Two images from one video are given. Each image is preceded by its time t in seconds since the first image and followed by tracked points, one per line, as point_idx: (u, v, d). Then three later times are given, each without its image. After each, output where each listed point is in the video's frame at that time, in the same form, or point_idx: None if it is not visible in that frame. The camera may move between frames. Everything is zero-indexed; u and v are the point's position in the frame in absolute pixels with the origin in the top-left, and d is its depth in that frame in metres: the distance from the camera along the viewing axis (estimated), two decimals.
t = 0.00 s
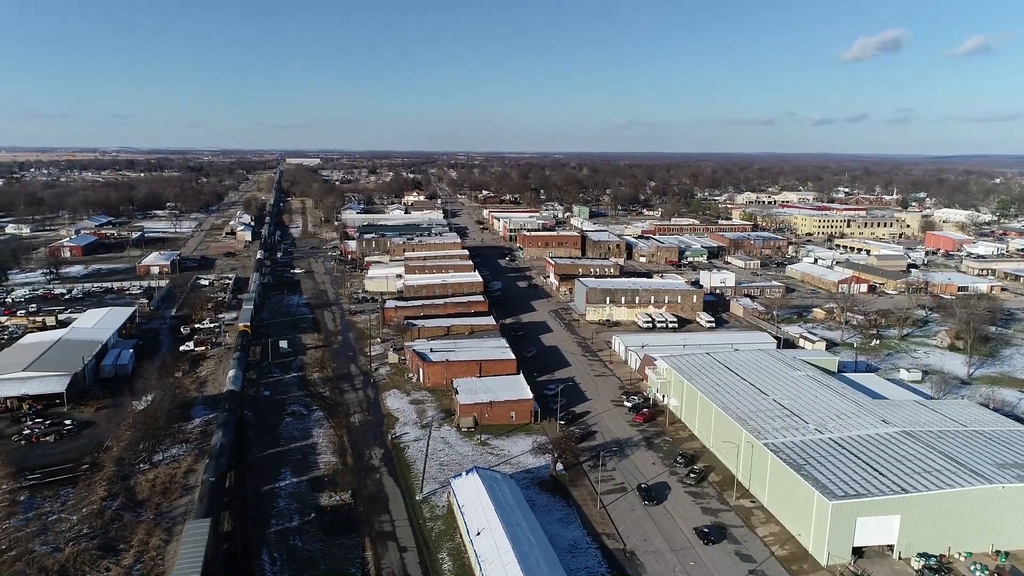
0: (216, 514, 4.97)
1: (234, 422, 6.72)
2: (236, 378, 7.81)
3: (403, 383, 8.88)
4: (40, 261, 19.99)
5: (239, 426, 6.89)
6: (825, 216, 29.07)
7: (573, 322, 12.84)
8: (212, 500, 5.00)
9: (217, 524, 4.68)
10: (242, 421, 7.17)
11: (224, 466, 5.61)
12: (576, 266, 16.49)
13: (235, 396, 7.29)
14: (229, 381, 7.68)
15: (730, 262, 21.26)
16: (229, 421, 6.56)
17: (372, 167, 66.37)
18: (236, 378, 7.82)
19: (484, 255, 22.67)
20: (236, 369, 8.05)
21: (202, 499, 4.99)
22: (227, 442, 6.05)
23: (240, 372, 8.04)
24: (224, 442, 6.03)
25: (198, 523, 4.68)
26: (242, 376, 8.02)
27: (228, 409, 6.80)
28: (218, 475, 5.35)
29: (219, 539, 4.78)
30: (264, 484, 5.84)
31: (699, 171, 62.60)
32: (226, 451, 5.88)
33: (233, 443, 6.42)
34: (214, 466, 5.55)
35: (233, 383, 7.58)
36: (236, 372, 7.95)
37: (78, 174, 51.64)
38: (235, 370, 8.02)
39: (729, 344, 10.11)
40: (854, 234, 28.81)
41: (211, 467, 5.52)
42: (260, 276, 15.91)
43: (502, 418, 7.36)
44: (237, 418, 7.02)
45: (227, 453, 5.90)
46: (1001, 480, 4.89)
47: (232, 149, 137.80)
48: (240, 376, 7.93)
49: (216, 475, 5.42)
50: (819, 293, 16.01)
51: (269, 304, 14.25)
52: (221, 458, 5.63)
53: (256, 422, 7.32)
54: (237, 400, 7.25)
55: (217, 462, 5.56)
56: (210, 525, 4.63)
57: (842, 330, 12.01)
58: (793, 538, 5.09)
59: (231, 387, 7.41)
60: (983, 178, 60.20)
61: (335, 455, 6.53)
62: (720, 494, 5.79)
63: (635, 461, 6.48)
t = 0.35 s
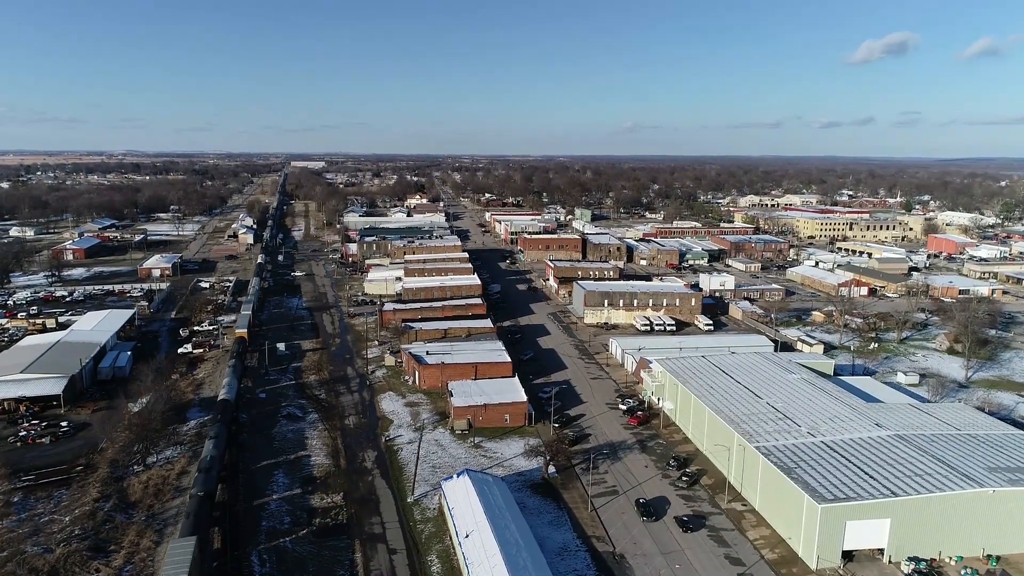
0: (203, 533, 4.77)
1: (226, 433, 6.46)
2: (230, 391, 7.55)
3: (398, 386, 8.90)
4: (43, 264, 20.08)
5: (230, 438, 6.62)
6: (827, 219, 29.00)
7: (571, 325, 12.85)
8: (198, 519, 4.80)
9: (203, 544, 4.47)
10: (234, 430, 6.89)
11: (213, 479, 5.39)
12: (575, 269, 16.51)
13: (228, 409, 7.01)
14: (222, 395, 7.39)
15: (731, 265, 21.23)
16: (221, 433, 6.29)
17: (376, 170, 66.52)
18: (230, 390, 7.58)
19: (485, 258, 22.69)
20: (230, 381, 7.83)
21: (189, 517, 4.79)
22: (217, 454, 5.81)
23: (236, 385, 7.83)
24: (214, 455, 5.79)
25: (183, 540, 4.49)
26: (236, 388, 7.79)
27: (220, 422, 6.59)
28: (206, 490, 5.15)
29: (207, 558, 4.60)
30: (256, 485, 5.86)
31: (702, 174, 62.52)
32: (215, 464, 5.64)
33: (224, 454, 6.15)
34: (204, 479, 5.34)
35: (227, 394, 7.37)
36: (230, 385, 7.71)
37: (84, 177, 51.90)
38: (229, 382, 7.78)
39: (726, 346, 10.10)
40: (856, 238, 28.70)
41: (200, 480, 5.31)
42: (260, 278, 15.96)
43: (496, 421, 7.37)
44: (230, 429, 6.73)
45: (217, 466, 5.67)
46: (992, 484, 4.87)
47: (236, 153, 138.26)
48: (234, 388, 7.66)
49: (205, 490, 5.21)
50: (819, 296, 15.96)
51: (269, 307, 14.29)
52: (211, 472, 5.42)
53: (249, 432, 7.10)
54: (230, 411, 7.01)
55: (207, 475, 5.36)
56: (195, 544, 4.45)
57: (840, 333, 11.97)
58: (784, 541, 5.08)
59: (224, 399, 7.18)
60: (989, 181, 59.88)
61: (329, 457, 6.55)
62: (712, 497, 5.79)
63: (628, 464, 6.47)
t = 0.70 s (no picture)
0: (188, 550, 4.63)
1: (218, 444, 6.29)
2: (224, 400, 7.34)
3: (394, 388, 8.91)
4: (44, 266, 20.16)
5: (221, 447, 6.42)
6: (829, 222, 28.96)
7: (568, 327, 12.85)
8: (184, 537, 4.65)
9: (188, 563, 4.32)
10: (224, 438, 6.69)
11: (201, 494, 5.25)
12: (574, 271, 16.52)
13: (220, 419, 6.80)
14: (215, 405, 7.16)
15: (731, 267, 21.22)
16: (212, 444, 6.11)
17: (380, 173, 66.71)
18: (224, 399, 7.38)
19: (485, 260, 22.72)
20: (224, 388, 7.64)
21: (174, 534, 4.66)
22: (206, 467, 5.65)
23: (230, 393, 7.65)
24: (203, 468, 5.62)
25: (166, 560, 4.34)
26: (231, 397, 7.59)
27: (212, 432, 6.42)
28: (194, 505, 5.03)
29: (195, 575, 4.46)
30: (248, 488, 5.87)
31: (704, 177, 62.48)
32: (204, 477, 5.48)
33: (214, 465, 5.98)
34: (192, 494, 5.20)
35: (220, 404, 7.17)
36: (223, 392, 7.51)
37: (89, 180, 52.12)
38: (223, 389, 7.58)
39: (723, 349, 10.10)
40: (858, 240, 28.63)
41: (187, 494, 5.18)
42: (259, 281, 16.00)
43: (489, 423, 7.37)
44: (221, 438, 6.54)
45: (206, 479, 5.51)
46: (981, 487, 4.86)
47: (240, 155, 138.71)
48: (228, 397, 7.46)
49: (192, 505, 5.08)
50: (818, 298, 15.93)
51: (267, 309, 14.33)
52: (199, 487, 5.27)
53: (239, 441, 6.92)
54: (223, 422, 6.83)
55: (195, 490, 5.22)
56: (179, 562, 4.31)
57: (838, 336, 11.94)
58: (773, 544, 5.08)
59: (217, 409, 6.98)
60: (993, 184, 59.75)
61: (321, 459, 6.56)
62: (702, 500, 5.78)
63: (620, 466, 6.48)
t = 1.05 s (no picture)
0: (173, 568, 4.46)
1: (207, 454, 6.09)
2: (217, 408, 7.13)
3: (389, 390, 8.93)
4: (46, 268, 20.24)
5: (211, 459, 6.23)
6: (830, 224, 28.92)
7: (565, 329, 12.86)
8: (168, 554, 4.48)
9: None
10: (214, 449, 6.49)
11: (188, 508, 5.09)
12: (572, 274, 16.53)
13: (209, 428, 6.60)
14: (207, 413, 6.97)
15: (731, 270, 21.20)
16: (201, 455, 5.92)
17: (383, 176, 66.86)
18: (216, 406, 7.18)
19: (485, 262, 22.74)
20: (217, 395, 7.46)
21: (157, 551, 4.50)
22: (194, 480, 5.46)
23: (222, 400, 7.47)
24: (191, 480, 5.44)
25: None
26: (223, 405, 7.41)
27: (202, 442, 6.22)
28: (179, 520, 4.86)
29: None
30: (239, 489, 5.89)
31: (708, 179, 62.38)
32: (191, 491, 5.29)
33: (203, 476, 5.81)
34: (177, 509, 5.04)
35: (211, 412, 6.97)
36: (216, 399, 7.34)
37: (94, 182, 52.37)
38: (216, 395, 7.41)
39: (718, 351, 10.09)
40: (859, 242, 28.55)
41: (172, 510, 4.99)
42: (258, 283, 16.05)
43: (483, 425, 7.38)
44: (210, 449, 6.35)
45: (193, 492, 5.33)
46: (971, 490, 4.84)
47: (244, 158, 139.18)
48: (221, 404, 7.28)
49: (178, 520, 4.91)
50: (817, 301, 15.90)
51: (266, 311, 14.37)
52: (185, 500, 5.10)
53: (231, 451, 6.75)
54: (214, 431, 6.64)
55: (180, 505, 5.04)
56: None
57: (836, 338, 11.90)
58: (762, 547, 5.07)
59: (208, 418, 6.79)
60: (998, 186, 59.53)
61: (314, 461, 6.57)
62: (693, 503, 5.78)
63: (612, 469, 6.48)
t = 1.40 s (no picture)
0: None
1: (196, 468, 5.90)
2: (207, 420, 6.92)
3: (384, 392, 8.95)
4: (48, 270, 20.35)
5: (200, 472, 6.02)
6: (832, 226, 28.87)
7: (563, 332, 12.86)
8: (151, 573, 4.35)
9: None
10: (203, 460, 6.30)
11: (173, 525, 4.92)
12: (571, 276, 16.54)
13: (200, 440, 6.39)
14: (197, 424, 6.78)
15: (730, 272, 21.19)
16: (189, 468, 5.75)
17: (386, 178, 66.97)
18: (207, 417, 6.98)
19: (485, 265, 22.76)
20: (208, 405, 7.30)
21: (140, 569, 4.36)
22: (180, 495, 5.27)
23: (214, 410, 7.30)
24: (178, 495, 5.27)
25: None
26: (214, 415, 7.22)
27: (191, 454, 6.02)
28: (164, 539, 4.70)
29: None
30: (232, 491, 5.91)
31: (711, 181, 62.36)
32: (177, 507, 5.11)
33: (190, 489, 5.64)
34: (162, 526, 4.88)
35: (202, 423, 6.78)
36: (207, 409, 7.18)
37: (99, 185, 52.59)
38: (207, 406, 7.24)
39: (714, 354, 10.08)
40: (861, 245, 28.51)
41: (157, 526, 4.85)
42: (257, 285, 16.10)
43: (476, 426, 7.39)
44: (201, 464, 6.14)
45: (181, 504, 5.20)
46: (960, 493, 4.83)
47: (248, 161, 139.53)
48: (212, 414, 7.11)
49: (162, 539, 4.74)
50: (817, 303, 15.85)
51: (265, 313, 14.42)
52: (171, 517, 4.96)
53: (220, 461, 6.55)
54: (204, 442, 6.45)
55: (167, 521, 4.90)
56: None
57: (833, 341, 11.87)
58: (752, 549, 5.07)
59: (198, 429, 6.60)
60: (1002, 188, 59.33)
61: (307, 463, 6.60)
62: (684, 505, 5.78)
63: (604, 471, 6.48)
